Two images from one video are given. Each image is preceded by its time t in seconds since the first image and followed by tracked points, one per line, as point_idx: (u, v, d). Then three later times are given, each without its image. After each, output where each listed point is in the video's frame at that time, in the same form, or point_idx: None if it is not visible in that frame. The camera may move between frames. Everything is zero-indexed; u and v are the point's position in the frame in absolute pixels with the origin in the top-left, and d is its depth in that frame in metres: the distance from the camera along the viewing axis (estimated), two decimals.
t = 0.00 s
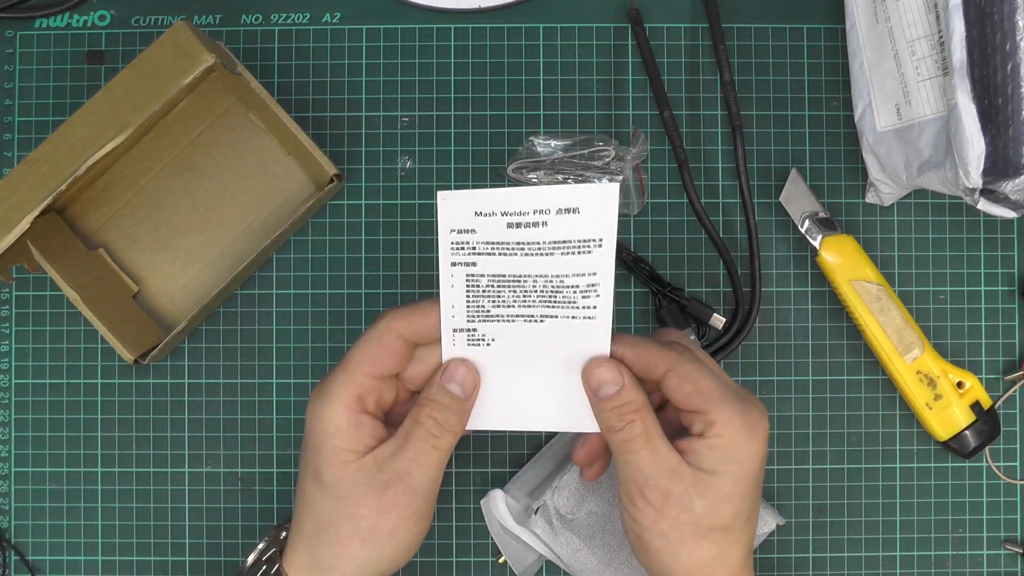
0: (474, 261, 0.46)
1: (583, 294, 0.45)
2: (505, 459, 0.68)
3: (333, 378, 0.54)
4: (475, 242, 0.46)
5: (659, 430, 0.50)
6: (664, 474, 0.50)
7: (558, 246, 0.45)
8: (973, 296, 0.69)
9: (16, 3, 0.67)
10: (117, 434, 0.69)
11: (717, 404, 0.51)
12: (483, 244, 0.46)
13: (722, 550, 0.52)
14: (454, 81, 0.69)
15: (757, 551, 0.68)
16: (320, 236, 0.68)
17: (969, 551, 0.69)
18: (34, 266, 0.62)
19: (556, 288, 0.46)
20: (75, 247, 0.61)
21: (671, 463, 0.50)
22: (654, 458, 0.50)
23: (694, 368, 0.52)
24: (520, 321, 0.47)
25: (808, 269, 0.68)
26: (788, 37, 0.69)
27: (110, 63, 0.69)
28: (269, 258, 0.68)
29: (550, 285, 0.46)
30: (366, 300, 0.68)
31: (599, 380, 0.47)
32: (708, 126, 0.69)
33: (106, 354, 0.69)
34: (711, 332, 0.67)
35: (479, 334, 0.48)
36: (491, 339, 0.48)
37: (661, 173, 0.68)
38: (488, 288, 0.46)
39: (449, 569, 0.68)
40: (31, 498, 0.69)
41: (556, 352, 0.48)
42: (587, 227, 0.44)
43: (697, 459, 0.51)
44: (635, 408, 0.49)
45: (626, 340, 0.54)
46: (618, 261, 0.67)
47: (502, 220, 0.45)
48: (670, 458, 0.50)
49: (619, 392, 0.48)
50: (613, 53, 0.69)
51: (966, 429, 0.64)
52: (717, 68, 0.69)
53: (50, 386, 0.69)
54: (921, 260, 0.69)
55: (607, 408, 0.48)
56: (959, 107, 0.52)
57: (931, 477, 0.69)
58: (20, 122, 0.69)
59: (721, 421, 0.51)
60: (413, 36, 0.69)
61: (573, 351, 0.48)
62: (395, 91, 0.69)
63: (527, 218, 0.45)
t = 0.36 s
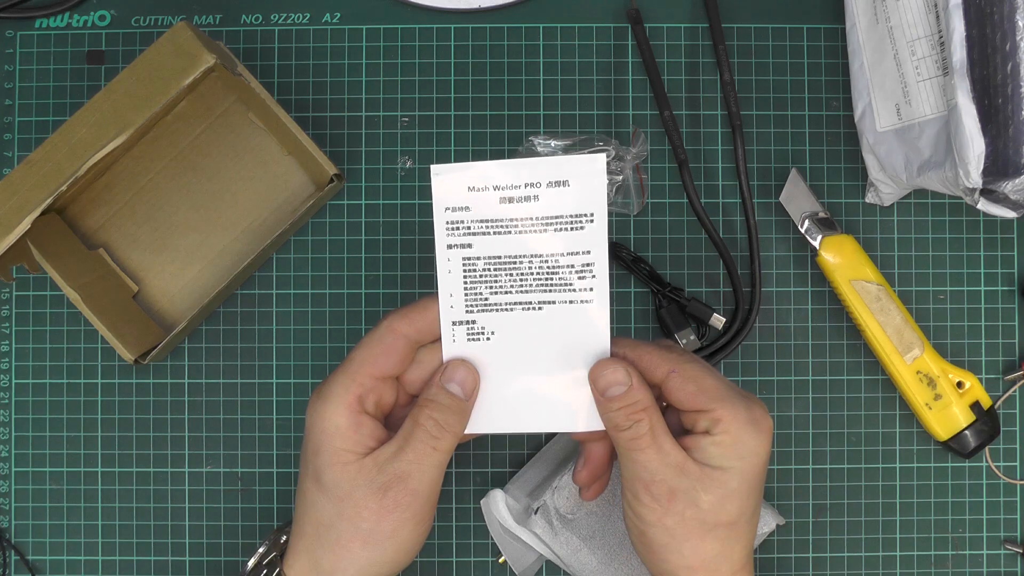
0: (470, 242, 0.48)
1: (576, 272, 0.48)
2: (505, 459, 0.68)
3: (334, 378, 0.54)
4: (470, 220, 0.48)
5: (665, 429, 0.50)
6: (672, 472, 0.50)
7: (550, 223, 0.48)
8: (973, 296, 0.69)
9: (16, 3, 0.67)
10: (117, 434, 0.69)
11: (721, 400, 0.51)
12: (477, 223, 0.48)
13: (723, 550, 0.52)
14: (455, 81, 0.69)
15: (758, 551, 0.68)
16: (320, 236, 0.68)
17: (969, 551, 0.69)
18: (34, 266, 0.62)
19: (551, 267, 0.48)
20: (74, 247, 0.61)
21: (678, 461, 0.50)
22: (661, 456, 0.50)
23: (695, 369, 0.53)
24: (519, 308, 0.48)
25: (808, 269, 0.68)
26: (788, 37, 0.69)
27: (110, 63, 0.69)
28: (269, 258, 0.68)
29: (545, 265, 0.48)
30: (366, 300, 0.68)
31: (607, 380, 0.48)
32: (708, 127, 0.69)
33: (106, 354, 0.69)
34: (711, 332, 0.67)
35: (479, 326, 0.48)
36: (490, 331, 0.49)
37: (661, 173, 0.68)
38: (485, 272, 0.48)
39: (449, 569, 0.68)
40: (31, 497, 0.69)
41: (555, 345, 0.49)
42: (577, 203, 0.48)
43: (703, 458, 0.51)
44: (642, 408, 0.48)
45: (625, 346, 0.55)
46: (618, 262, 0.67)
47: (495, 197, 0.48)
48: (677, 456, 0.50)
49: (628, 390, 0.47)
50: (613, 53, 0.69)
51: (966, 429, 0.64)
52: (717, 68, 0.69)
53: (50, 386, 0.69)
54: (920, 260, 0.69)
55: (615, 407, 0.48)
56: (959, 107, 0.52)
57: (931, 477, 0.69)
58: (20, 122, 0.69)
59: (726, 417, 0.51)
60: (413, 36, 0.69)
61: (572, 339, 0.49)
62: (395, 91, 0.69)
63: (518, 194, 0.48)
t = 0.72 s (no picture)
0: (465, 306, 0.40)
1: (581, 328, 0.41)
2: (505, 459, 0.68)
3: (314, 412, 0.50)
4: (466, 291, 0.39)
5: (654, 446, 0.50)
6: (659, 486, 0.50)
7: (559, 297, 0.38)
8: (973, 296, 0.69)
9: (16, 3, 0.67)
10: (116, 434, 0.69)
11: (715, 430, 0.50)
12: (474, 294, 0.39)
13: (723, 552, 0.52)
14: (455, 81, 0.69)
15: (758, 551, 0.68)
16: (320, 236, 0.68)
17: (969, 551, 0.69)
18: (34, 266, 0.62)
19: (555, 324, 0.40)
20: (74, 248, 0.61)
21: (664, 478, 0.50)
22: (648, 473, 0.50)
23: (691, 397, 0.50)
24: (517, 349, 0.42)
25: (808, 270, 0.68)
26: (788, 37, 0.69)
27: (110, 63, 0.69)
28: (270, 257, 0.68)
29: (547, 323, 0.40)
30: (366, 300, 0.68)
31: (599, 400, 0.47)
32: (709, 127, 0.69)
33: (106, 354, 0.69)
34: (711, 332, 0.67)
35: (475, 355, 0.43)
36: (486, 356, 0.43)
37: (661, 173, 0.68)
38: (483, 325, 0.41)
39: (449, 569, 0.68)
40: (31, 498, 0.69)
41: (557, 372, 0.45)
42: (589, 276, 0.37)
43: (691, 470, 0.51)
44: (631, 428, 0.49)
45: (625, 363, 0.51)
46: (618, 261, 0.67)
47: (494, 274, 0.37)
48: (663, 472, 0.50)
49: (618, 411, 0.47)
50: (613, 53, 0.69)
51: (966, 429, 0.64)
52: (717, 68, 0.69)
53: (50, 386, 0.69)
54: (920, 260, 0.69)
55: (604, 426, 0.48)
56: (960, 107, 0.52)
57: (931, 477, 0.69)
58: (20, 122, 0.69)
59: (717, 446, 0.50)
60: (413, 35, 0.69)
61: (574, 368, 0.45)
62: (395, 91, 0.69)
63: (521, 271, 0.37)
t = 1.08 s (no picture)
0: (437, 339, 0.40)
1: (554, 357, 0.41)
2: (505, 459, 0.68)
3: (282, 460, 0.49)
4: (437, 326, 0.39)
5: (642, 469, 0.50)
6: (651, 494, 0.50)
7: (530, 327, 0.39)
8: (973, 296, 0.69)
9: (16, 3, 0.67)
10: (116, 434, 0.69)
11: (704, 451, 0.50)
12: (447, 328, 0.39)
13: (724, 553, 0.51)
14: (455, 81, 0.69)
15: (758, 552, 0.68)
16: (320, 236, 0.68)
17: (969, 551, 0.69)
18: (34, 266, 0.62)
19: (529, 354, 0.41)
20: (73, 249, 0.61)
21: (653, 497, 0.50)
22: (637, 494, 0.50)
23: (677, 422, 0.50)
24: (491, 378, 0.43)
25: (808, 270, 0.68)
26: (788, 37, 0.69)
27: (110, 63, 0.69)
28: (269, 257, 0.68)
29: (521, 353, 0.41)
30: (366, 300, 0.68)
31: (580, 427, 0.47)
32: (709, 127, 0.69)
33: (106, 354, 0.69)
34: (711, 332, 0.67)
35: (449, 388, 0.44)
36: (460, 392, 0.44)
37: (661, 173, 0.68)
38: (455, 359, 0.41)
39: (449, 569, 0.68)
40: (31, 498, 0.69)
41: (530, 399, 0.45)
42: (561, 304, 0.38)
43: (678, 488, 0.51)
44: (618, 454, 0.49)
45: (602, 392, 0.50)
46: (618, 261, 0.67)
47: (464, 307, 0.38)
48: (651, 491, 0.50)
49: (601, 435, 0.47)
50: (613, 54, 0.69)
51: (966, 429, 0.64)
52: (717, 68, 0.68)
53: (50, 386, 0.69)
54: (921, 260, 0.69)
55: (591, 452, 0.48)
56: (960, 107, 0.52)
57: (931, 477, 0.69)
58: (20, 122, 0.69)
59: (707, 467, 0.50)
60: (413, 35, 0.69)
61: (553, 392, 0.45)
62: (395, 91, 0.69)
63: (492, 302, 0.38)
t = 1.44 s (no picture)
0: (436, 357, 0.40)
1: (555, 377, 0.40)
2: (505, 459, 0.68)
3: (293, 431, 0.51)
4: (437, 346, 0.39)
5: (630, 480, 0.51)
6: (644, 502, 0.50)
7: (527, 352, 0.37)
8: (973, 296, 0.69)
9: (16, 3, 0.67)
10: (116, 434, 0.69)
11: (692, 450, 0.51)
12: (443, 347, 0.38)
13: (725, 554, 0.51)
14: (455, 81, 0.69)
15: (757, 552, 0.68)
16: (320, 236, 0.68)
17: (970, 551, 0.69)
18: (35, 266, 0.62)
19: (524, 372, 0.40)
20: (72, 248, 0.61)
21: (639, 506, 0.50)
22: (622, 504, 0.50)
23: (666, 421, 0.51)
24: (493, 392, 0.43)
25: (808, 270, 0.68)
26: (788, 37, 0.69)
27: (110, 63, 0.69)
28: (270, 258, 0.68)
29: (520, 373, 0.40)
30: (366, 300, 0.68)
31: (570, 434, 0.47)
32: (709, 127, 0.69)
33: (106, 354, 0.69)
34: (711, 332, 0.67)
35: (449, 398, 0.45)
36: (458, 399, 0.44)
37: (661, 173, 0.68)
38: (454, 373, 0.41)
39: (449, 569, 0.68)
40: (31, 498, 0.69)
41: (531, 410, 0.45)
42: (561, 335, 0.36)
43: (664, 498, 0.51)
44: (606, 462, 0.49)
45: (598, 397, 0.51)
46: (618, 261, 0.67)
47: (462, 332, 0.37)
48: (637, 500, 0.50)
49: (590, 446, 0.47)
50: (613, 53, 0.69)
51: (966, 429, 0.64)
52: (717, 68, 0.68)
53: (50, 386, 0.69)
54: (921, 260, 0.69)
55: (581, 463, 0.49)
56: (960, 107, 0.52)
57: (931, 477, 0.69)
58: (20, 122, 0.69)
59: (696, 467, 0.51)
60: (413, 35, 0.69)
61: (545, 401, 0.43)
62: (395, 91, 0.69)
63: (491, 329, 0.36)
